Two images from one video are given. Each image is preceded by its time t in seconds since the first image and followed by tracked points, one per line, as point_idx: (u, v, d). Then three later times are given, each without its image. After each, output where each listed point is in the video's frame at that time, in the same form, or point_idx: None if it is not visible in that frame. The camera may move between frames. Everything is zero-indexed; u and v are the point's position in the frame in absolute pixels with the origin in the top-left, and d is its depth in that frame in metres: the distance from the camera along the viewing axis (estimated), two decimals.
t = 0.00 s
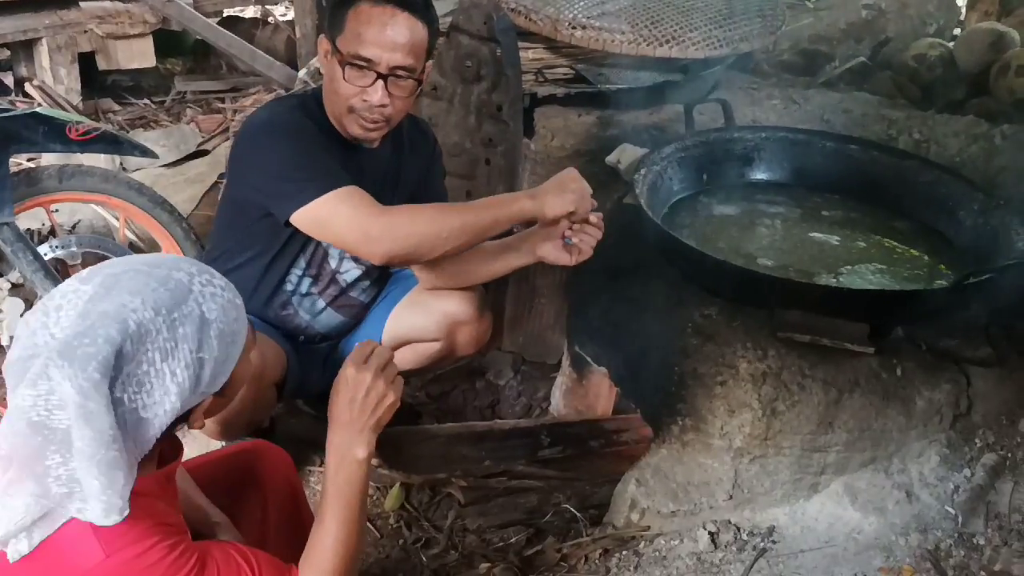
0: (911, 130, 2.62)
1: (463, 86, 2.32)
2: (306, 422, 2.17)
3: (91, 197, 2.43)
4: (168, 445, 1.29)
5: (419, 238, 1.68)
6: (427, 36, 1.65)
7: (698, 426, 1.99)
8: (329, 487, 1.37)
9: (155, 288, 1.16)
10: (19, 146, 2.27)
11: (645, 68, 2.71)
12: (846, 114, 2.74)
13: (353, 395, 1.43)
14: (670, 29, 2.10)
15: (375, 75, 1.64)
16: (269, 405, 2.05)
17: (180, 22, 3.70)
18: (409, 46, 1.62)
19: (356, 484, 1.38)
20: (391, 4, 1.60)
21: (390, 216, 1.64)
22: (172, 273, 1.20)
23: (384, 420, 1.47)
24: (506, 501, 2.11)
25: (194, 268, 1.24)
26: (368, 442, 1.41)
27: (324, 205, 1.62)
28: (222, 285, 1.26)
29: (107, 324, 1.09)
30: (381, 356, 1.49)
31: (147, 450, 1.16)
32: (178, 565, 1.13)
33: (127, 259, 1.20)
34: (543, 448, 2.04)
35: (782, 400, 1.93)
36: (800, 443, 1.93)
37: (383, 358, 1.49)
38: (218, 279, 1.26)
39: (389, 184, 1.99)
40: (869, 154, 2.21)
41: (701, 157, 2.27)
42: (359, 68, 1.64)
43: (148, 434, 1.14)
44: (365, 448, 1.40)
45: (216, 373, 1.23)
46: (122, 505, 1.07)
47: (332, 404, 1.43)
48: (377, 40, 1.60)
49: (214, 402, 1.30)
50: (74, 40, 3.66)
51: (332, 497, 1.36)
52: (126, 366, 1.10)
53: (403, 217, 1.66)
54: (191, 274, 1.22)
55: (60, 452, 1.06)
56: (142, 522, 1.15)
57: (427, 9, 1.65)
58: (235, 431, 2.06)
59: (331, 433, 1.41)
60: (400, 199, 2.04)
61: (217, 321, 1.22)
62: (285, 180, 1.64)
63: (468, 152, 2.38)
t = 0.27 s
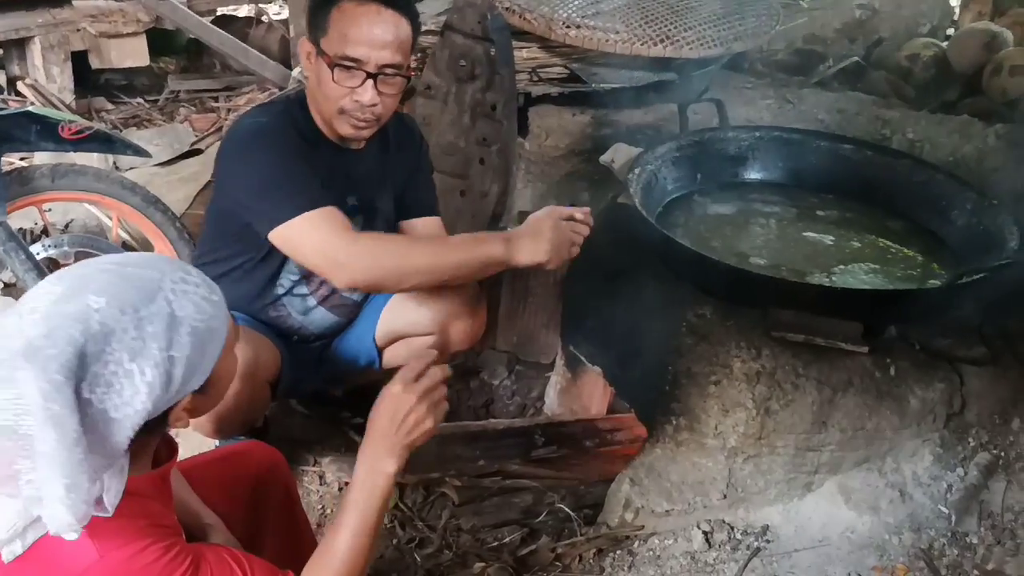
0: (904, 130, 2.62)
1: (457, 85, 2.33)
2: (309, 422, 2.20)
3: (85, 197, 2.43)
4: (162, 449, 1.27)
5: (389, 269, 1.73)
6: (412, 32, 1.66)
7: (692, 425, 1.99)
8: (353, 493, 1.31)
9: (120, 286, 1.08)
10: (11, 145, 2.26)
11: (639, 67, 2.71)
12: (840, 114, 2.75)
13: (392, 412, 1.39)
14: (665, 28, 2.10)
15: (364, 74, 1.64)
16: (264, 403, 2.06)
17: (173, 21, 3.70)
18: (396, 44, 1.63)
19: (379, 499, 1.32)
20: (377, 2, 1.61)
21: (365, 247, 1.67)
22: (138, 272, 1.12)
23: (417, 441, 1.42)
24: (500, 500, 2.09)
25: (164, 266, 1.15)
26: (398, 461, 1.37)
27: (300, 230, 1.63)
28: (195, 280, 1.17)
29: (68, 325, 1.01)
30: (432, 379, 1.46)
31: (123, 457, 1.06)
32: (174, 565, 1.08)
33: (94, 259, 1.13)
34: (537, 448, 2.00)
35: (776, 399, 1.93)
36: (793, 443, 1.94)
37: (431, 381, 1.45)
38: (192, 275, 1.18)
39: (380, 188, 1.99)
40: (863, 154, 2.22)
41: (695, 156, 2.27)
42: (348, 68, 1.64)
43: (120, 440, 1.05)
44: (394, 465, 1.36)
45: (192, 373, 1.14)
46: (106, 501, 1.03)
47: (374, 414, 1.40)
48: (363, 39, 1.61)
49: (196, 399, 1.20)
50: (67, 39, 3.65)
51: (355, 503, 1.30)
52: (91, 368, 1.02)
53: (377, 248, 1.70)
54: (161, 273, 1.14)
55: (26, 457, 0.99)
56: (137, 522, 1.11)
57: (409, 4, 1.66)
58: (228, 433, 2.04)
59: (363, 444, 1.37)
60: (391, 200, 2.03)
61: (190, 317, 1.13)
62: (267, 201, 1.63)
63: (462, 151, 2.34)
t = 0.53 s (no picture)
0: (892, 130, 2.63)
1: (447, 83, 2.33)
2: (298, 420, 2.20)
3: (71, 195, 2.42)
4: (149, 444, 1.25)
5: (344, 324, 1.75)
6: (384, 31, 1.66)
7: (681, 423, 2.02)
8: (337, 487, 1.28)
9: (69, 273, 1.02)
10: None
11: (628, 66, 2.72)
12: (828, 113, 2.76)
13: (374, 407, 1.29)
14: (654, 27, 2.09)
15: (341, 77, 1.64)
16: (254, 401, 2.05)
17: (162, 20, 3.69)
18: (370, 44, 1.63)
19: (364, 491, 1.29)
20: (347, 3, 1.61)
21: (324, 295, 1.71)
22: (90, 257, 1.05)
23: (399, 425, 1.35)
24: (489, 499, 2.07)
25: (120, 251, 1.08)
26: (380, 450, 1.33)
27: (265, 270, 1.68)
28: (153, 266, 1.09)
29: (9, 312, 0.96)
30: (423, 370, 1.34)
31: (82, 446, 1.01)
32: (166, 562, 1.05)
33: (50, 249, 1.07)
34: (526, 446, 1.98)
35: (765, 398, 1.95)
36: (782, 441, 1.96)
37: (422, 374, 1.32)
38: (151, 261, 1.10)
39: (359, 185, 2.00)
40: (852, 153, 2.22)
41: (684, 155, 2.26)
42: (323, 72, 1.64)
43: (72, 429, 0.99)
44: (376, 454, 1.32)
45: (150, 360, 1.07)
46: (88, 497, 1.03)
47: (352, 405, 1.30)
48: (336, 42, 1.61)
49: (170, 390, 1.14)
50: (55, 36, 3.65)
51: (340, 499, 1.27)
52: (37, 355, 0.97)
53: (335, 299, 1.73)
54: (114, 258, 1.07)
55: None
56: (126, 518, 1.07)
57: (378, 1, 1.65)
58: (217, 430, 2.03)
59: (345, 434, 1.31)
60: (371, 194, 2.04)
61: (145, 302, 1.05)
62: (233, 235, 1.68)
63: (451, 150, 2.35)
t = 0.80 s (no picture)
0: (886, 131, 2.64)
1: (441, 86, 2.33)
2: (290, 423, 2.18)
3: (67, 200, 2.42)
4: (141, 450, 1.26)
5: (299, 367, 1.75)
6: (365, 37, 1.66)
7: (676, 426, 2.01)
8: (313, 485, 1.30)
9: (104, 283, 1.06)
10: None
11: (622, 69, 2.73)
12: (822, 115, 2.77)
13: (334, 405, 1.29)
14: (649, 29, 2.10)
15: (321, 86, 1.65)
16: (248, 406, 2.05)
17: (156, 23, 3.70)
18: (350, 52, 1.63)
19: (341, 483, 1.32)
20: (326, 10, 1.61)
21: (288, 330, 1.73)
22: (124, 269, 1.09)
23: (364, 412, 1.36)
24: (485, 502, 2.10)
25: (154, 266, 1.12)
26: (352, 439, 1.35)
27: (234, 297, 1.71)
28: (183, 287, 1.14)
29: (41, 315, 1.00)
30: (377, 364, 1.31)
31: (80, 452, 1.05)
32: (153, 563, 1.09)
33: (86, 252, 1.10)
34: (522, 449, 2.00)
35: (759, 400, 1.94)
36: (777, 443, 1.94)
37: (376, 366, 1.30)
38: (181, 281, 1.15)
39: (345, 188, 2.00)
40: (846, 155, 2.23)
41: (678, 157, 2.27)
42: (303, 81, 1.64)
43: (80, 435, 1.04)
44: (348, 444, 1.34)
45: (164, 377, 1.12)
46: (77, 501, 1.06)
47: (313, 406, 1.30)
48: (316, 51, 1.61)
49: (173, 408, 1.18)
50: (49, 40, 3.64)
51: (319, 495, 1.30)
52: (59, 361, 1.01)
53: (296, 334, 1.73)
54: (148, 273, 1.11)
55: None
56: (113, 521, 1.11)
57: (354, 6, 1.65)
58: (210, 433, 2.05)
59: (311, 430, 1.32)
60: (358, 197, 2.04)
61: (170, 322, 1.10)
62: (211, 256, 1.69)
63: (446, 153, 2.35)
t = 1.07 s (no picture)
0: (883, 136, 2.65)
1: (439, 97, 2.34)
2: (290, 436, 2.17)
3: (67, 214, 2.42)
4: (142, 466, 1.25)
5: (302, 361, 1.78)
6: (363, 54, 1.67)
7: (677, 433, 2.00)
8: (313, 501, 1.31)
9: (99, 304, 1.08)
10: None
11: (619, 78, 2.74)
12: (819, 120, 2.79)
13: (335, 416, 1.31)
14: (644, 37, 2.10)
15: (317, 103, 1.66)
16: (247, 418, 2.04)
17: (154, 36, 3.74)
18: (347, 69, 1.63)
19: (341, 499, 1.32)
20: (326, 28, 1.61)
21: (289, 330, 1.74)
22: (120, 290, 1.12)
23: (368, 428, 1.37)
24: (487, 511, 2.10)
25: (151, 288, 1.16)
26: (354, 454, 1.34)
27: (232, 301, 1.69)
28: (179, 308, 1.18)
29: (34, 335, 1.02)
30: (361, 376, 1.35)
31: (76, 471, 1.06)
32: None
33: (83, 273, 1.14)
34: (524, 458, 1.98)
35: (760, 406, 1.94)
36: (778, 449, 1.94)
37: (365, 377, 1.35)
38: (177, 302, 1.18)
39: (341, 197, 2.00)
40: (843, 160, 2.23)
41: (676, 165, 2.27)
42: (300, 98, 1.65)
43: (73, 455, 1.05)
44: (349, 459, 1.34)
45: (158, 398, 1.14)
46: (79, 515, 1.07)
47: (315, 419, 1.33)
48: (314, 68, 1.62)
49: (170, 426, 1.21)
50: (47, 55, 3.68)
51: (319, 510, 1.30)
52: (51, 381, 1.03)
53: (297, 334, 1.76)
54: (144, 295, 1.14)
55: None
56: (116, 536, 1.11)
57: (355, 23, 1.65)
58: (211, 447, 2.04)
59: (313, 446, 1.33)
60: (354, 206, 2.04)
61: (163, 344, 1.13)
62: (206, 261, 1.69)
63: (445, 164, 2.35)
